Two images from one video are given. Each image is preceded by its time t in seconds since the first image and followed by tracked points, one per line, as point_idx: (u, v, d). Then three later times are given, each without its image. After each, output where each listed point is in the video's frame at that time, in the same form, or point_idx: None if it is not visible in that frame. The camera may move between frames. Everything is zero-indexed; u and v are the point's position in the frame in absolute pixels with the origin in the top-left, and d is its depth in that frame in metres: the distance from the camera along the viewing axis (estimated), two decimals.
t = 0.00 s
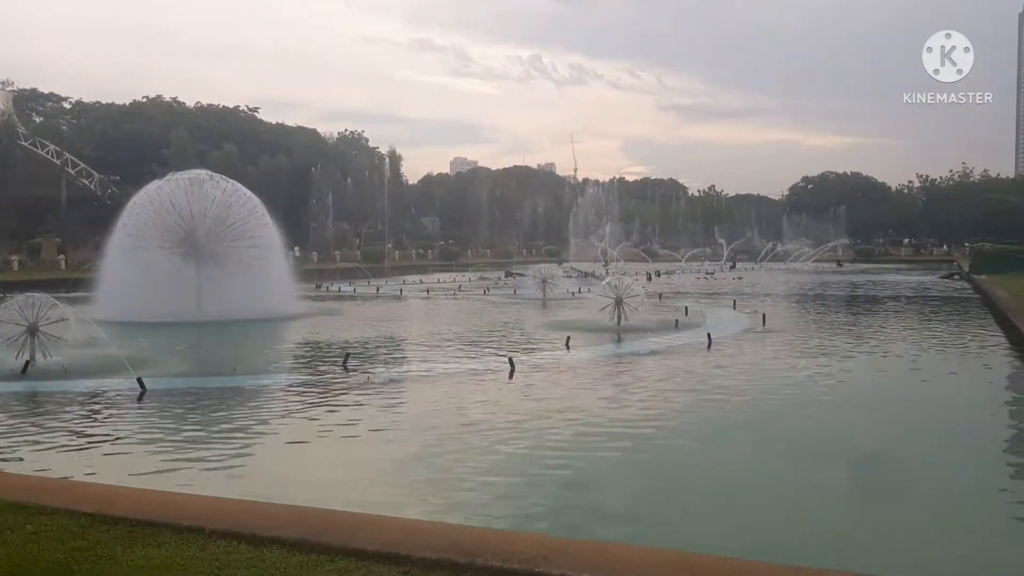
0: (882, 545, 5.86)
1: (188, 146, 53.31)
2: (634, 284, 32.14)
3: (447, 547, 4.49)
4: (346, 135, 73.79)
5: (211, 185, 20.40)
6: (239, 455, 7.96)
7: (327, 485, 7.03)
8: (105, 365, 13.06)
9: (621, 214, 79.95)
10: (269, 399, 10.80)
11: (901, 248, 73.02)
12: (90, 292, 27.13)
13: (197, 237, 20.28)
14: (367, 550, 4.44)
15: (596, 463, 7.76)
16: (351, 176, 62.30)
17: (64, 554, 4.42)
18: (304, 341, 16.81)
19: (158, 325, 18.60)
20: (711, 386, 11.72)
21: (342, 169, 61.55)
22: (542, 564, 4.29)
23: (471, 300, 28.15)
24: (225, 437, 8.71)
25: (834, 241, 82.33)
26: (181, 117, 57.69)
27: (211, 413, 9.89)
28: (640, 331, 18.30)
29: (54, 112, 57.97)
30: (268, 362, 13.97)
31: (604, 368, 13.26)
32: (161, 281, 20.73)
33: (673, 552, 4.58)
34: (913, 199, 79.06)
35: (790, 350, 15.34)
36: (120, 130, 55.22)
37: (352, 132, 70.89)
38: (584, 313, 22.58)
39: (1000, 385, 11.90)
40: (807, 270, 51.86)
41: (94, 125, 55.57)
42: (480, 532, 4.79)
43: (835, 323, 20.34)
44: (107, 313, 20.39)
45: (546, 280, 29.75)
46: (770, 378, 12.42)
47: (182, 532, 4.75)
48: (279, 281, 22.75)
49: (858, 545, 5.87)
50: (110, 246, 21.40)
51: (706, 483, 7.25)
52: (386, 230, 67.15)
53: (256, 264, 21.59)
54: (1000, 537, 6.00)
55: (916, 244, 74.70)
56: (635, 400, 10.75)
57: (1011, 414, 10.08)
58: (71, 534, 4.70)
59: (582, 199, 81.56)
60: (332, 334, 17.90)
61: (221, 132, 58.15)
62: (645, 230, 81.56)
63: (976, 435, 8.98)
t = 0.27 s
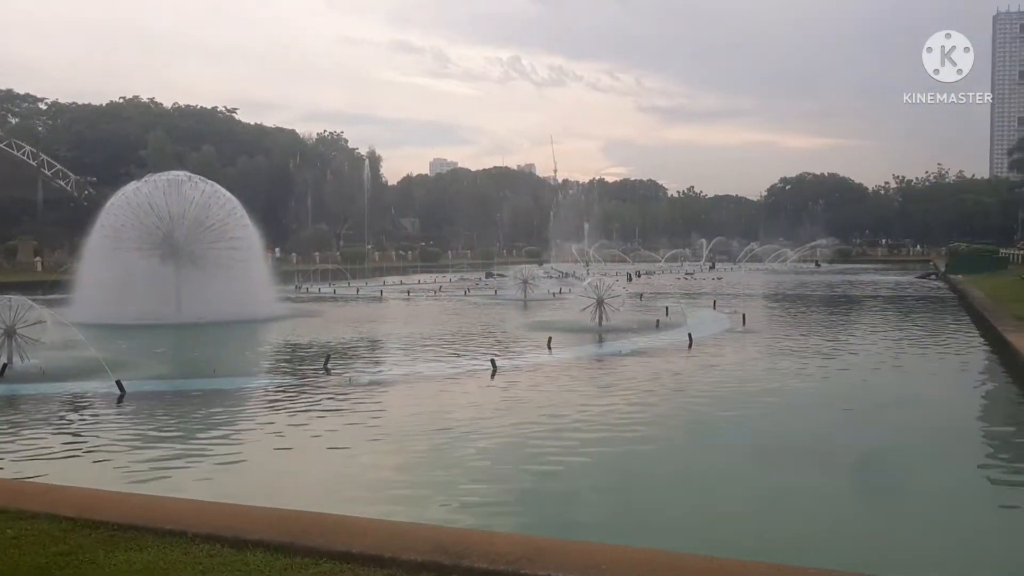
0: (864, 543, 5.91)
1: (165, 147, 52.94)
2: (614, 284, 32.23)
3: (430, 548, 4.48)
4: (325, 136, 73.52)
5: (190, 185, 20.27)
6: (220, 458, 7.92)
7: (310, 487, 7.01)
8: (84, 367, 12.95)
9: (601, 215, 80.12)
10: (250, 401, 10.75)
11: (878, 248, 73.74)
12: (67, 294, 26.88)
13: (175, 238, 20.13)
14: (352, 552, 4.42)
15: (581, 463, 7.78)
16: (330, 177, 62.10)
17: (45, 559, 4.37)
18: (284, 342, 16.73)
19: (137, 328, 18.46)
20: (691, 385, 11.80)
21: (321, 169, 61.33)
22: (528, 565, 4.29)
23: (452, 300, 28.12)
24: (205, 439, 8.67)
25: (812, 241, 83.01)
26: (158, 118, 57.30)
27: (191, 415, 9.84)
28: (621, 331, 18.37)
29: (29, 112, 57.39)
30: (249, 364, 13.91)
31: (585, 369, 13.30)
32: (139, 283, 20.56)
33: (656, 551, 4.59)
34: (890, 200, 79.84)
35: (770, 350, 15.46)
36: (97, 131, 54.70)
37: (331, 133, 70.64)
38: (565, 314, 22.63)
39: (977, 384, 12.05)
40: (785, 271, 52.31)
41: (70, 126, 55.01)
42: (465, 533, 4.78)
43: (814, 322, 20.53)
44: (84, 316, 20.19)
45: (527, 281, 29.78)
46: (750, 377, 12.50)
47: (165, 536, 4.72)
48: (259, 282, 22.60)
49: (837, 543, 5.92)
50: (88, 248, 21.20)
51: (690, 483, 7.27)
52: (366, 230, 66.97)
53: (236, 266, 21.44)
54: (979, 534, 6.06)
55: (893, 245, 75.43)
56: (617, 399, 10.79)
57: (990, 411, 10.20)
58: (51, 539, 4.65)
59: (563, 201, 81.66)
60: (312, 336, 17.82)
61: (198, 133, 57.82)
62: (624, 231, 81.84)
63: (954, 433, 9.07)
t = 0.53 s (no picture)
0: (853, 540, 5.92)
1: (147, 145, 52.64)
2: (599, 283, 32.31)
3: (420, 548, 4.45)
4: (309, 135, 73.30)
5: (173, 184, 20.16)
6: (205, 458, 7.87)
7: (296, 487, 6.97)
8: (66, 368, 12.83)
9: (586, 214, 80.20)
10: (234, 401, 10.69)
11: (861, 246, 74.26)
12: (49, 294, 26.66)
13: (159, 238, 20.00)
14: (342, 552, 4.40)
15: (569, 462, 7.77)
16: (314, 175, 61.93)
17: (30, 561, 4.32)
18: (268, 342, 16.65)
19: (120, 328, 18.32)
20: (678, 384, 11.83)
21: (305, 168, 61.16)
22: (519, 563, 4.28)
23: (437, 300, 28.10)
24: (190, 440, 8.60)
25: (796, 240, 83.45)
26: (140, 116, 56.98)
27: (176, 415, 9.77)
28: (607, 330, 18.41)
29: (10, 111, 56.88)
30: (234, 364, 13.84)
31: (571, 367, 13.30)
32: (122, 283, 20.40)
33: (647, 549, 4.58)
34: (873, 198, 80.41)
35: (755, 348, 15.53)
36: (79, 129, 54.22)
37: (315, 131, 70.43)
38: (550, 313, 22.64)
39: (962, 381, 12.15)
40: (769, 269, 52.61)
41: (52, 124, 54.49)
42: (454, 533, 4.76)
43: (799, 320, 20.63)
44: (65, 317, 20.01)
45: (512, 280, 29.80)
46: (735, 375, 12.53)
47: (151, 537, 4.68)
48: (244, 282, 22.48)
49: (827, 540, 5.92)
50: (70, 249, 21.04)
51: (678, 480, 7.27)
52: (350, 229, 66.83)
53: (220, 265, 21.32)
54: (967, 529, 6.09)
55: (876, 243, 75.95)
56: (605, 398, 10.80)
57: (976, 408, 10.27)
58: (35, 542, 4.59)
59: (548, 199, 81.68)
60: (297, 335, 17.75)
61: (181, 131, 57.53)
62: (609, 230, 81.99)
63: (940, 430, 9.11)
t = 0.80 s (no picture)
0: (842, 539, 5.93)
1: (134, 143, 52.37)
2: (588, 282, 32.33)
3: (411, 546, 4.45)
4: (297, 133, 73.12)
5: (161, 182, 20.06)
6: (193, 457, 7.85)
7: (284, 487, 6.96)
8: (53, 367, 12.77)
9: (575, 213, 80.08)
10: (222, 400, 10.67)
11: (849, 245, 74.47)
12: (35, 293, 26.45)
13: (146, 235, 19.87)
14: (333, 551, 4.39)
15: (559, 462, 7.75)
16: (303, 174, 61.78)
17: (18, 561, 4.29)
18: (257, 341, 16.59)
19: (107, 327, 18.19)
20: (668, 383, 11.82)
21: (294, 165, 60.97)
22: (511, 563, 4.27)
23: (426, 298, 28.07)
24: (177, 439, 8.58)
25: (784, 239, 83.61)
26: (127, 113, 56.68)
27: (163, 414, 9.74)
28: (597, 329, 18.37)
29: None
30: (222, 363, 13.75)
31: (559, 366, 13.31)
32: (109, 281, 20.25)
33: (639, 547, 4.59)
34: (861, 197, 80.69)
35: (744, 346, 15.53)
36: (65, 128, 53.74)
37: (303, 130, 70.24)
38: (540, 312, 22.63)
39: (950, 379, 12.19)
40: (757, 267, 52.69)
41: (37, 122, 53.97)
42: (447, 532, 4.75)
43: (788, 319, 20.65)
44: (52, 315, 19.86)
45: (501, 279, 29.78)
46: (722, 373, 12.58)
47: (141, 537, 4.65)
48: (232, 281, 22.34)
49: (816, 539, 5.93)
50: (57, 247, 20.91)
51: (668, 480, 7.27)
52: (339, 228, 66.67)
53: (208, 264, 21.18)
54: (954, 528, 6.11)
55: (864, 242, 76.18)
56: (595, 397, 10.78)
57: (963, 407, 10.30)
58: (21, 541, 4.57)
59: (537, 199, 81.51)
60: (285, 334, 17.69)
61: (168, 129, 57.28)
62: (598, 229, 82.05)
63: (929, 429, 9.13)
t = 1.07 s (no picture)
0: (831, 538, 5.93)
1: (123, 142, 52.10)
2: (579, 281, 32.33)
3: (401, 546, 4.44)
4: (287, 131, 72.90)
5: (150, 181, 19.99)
6: (182, 457, 7.83)
7: (274, 486, 6.96)
8: (41, 366, 12.71)
9: (566, 213, 80.05)
10: (212, 399, 10.65)
11: (838, 244, 74.75)
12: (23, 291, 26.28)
13: (135, 235, 19.79)
14: (323, 551, 4.37)
15: (550, 462, 7.73)
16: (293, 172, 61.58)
17: (6, 563, 4.26)
18: (247, 340, 16.54)
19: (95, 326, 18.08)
20: (659, 382, 11.81)
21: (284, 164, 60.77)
22: (501, 562, 4.27)
23: (416, 298, 28.04)
24: (167, 438, 8.56)
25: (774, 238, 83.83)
26: (116, 112, 56.36)
27: (152, 414, 9.71)
28: (587, 328, 18.34)
29: None
30: (211, 363, 13.69)
31: (550, 365, 13.33)
32: (97, 281, 20.14)
33: (630, 546, 4.58)
34: (850, 197, 81.01)
35: (734, 346, 15.56)
36: (53, 126, 53.35)
37: (293, 129, 70.03)
38: (530, 311, 22.62)
39: (940, 378, 12.22)
40: (746, 267, 52.73)
41: (25, 121, 53.55)
42: (436, 532, 4.74)
43: (778, 318, 20.68)
44: (40, 315, 19.74)
45: (491, 278, 29.77)
46: (712, 373, 12.62)
47: (129, 537, 4.63)
48: (222, 281, 22.24)
49: (805, 538, 5.93)
50: (45, 247, 20.81)
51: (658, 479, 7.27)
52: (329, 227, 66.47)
53: (198, 263, 21.09)
54: (943, 528, 6.13)
55: (853, 241, 76.47)
56: (586, 397, 10.75)
57: (951, 406, 10.34)
58: (9, 542, 4.54)
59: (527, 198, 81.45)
60: (275, 333, 17.66)
61: (157, 127, 56.99)
62: (589, 228, 82.07)
63: (917, 428, 9.17)
